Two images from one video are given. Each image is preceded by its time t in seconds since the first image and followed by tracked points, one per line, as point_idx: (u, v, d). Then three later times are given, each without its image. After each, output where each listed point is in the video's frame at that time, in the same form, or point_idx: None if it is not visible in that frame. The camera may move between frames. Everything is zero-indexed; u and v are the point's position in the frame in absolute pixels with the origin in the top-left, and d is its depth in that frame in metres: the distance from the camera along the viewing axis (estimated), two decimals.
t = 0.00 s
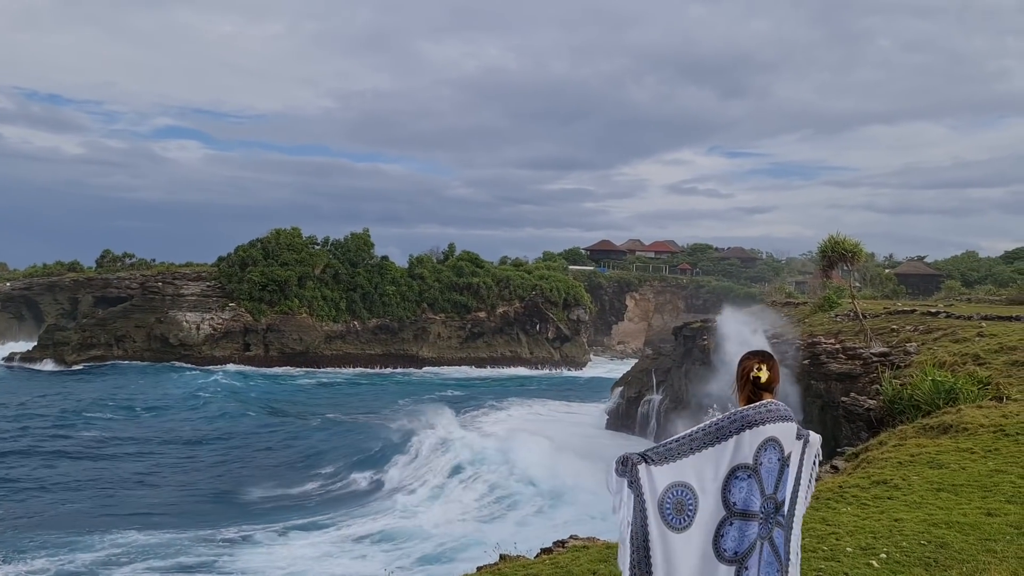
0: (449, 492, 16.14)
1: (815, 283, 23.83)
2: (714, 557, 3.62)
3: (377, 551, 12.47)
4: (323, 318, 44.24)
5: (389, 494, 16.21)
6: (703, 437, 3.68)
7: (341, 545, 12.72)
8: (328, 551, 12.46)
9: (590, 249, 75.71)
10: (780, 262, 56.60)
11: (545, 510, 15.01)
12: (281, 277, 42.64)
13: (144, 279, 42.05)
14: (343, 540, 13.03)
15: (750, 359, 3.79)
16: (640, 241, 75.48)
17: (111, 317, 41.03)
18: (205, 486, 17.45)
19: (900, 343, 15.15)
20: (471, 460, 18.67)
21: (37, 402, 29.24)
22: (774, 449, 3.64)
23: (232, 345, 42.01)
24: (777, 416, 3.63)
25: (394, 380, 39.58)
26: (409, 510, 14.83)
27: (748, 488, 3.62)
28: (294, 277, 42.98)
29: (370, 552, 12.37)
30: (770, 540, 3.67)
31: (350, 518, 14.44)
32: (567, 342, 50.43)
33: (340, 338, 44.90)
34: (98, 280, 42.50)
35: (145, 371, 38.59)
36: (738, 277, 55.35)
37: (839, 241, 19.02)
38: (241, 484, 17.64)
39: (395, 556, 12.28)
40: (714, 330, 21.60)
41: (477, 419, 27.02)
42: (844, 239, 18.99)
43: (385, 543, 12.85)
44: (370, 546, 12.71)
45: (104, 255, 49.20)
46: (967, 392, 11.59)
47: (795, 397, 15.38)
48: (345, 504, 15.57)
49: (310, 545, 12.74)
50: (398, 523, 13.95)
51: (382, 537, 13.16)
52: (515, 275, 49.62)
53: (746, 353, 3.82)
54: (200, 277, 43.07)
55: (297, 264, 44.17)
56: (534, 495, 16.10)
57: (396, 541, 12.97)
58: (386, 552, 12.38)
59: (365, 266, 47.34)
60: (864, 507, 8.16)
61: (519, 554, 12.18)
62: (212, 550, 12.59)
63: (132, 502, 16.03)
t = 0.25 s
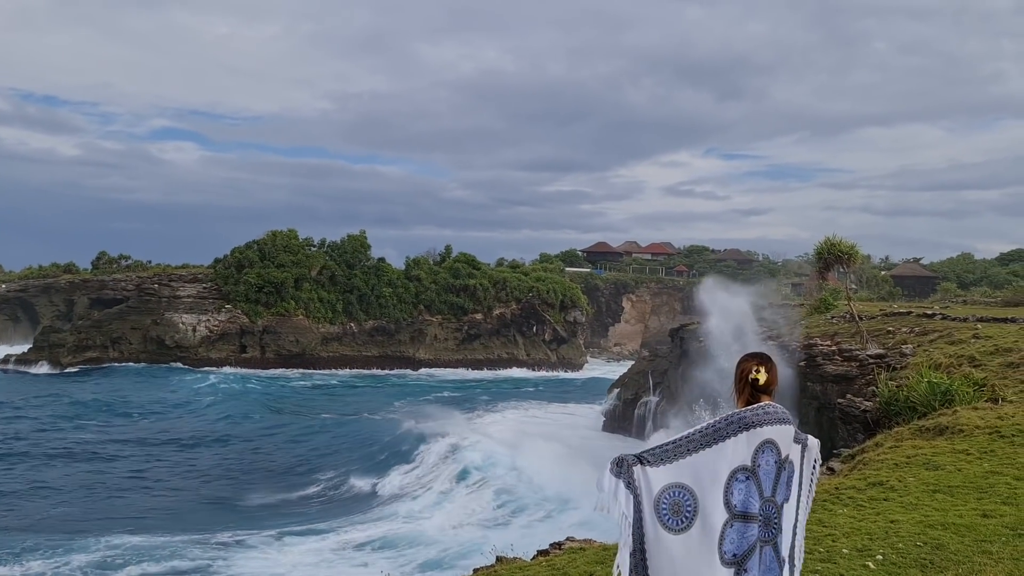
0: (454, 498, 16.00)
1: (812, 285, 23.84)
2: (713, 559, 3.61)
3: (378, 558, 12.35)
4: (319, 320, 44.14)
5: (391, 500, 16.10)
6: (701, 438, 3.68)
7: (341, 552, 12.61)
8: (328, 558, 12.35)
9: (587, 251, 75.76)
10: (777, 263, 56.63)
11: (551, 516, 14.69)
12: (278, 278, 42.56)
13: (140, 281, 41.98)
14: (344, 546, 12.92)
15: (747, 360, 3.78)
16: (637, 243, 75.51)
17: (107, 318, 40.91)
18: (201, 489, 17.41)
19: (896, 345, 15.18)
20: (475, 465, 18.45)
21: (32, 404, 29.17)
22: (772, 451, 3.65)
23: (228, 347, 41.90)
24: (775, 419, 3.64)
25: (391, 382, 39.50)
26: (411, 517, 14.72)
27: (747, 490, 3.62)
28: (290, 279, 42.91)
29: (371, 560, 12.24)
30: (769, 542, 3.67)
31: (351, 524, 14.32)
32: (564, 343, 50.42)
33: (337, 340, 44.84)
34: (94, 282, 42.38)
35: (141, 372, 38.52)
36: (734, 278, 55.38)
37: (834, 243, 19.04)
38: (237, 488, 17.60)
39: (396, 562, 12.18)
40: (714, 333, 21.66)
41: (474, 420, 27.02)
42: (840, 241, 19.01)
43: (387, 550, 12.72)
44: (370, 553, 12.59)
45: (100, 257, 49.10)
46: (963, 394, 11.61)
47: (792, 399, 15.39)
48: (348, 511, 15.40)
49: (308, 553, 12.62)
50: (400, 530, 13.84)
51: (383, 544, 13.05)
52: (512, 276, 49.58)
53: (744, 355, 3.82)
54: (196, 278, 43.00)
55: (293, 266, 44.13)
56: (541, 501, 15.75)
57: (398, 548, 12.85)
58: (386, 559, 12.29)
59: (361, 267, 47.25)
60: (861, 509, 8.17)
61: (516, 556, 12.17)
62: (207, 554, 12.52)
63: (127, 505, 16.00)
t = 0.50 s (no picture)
0: (458, 505, 15.76)
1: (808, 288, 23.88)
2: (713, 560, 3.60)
3: (380, 564, 12.28)
4: (315, 322, 44.06)
5: (391, 505, 16.04)
6: (697, 439, 3.67)
7: (340, 559, 12.54)
8: (327, 565, 12.28)
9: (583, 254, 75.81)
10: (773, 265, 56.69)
11: (555, 522, 14.51)
12: (273, 281, 42.47)
13: (135, 284, 41.87)
14: (342, 552, 12.86)
15: (741, 363, 3.79)
16: (633, 246, 75.58)
17: (101, 321, 40.75)
18: (196, 494, 17.36)
19: (892, 347, 15.22)
20: (481, 472, 18.10)
21: (26, 407, 29.05)
22: (769, 454, 3.67)
23: (224, 349, 41.76)
24: (771, 421, 3.67)
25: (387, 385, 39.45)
26: (411, 523, 14.65)
27: (745, 491, 3.62)
28: (286, 282, 42.86)
29: (372, 567, 12.16)
30: (767, 544, 3.68)
31: (351, 531, 14.24)
32: (560, 346, 50.42)
33: (333, 343, 44.85)
34: (89, 285, 42.22)
35: (136, 375, 38.43)
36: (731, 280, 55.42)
37: (830, 245, 19.09)
38: (232, 492, 17.55)
39: (397, 568, 12.13)
40: (713, 337, 21.73)
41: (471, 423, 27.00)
42: (835, 243, 19.06)
43: (388, 557, 12.64)
44: (370, 559, 12.54)
45: (95, 260, 48.96)
46: (958, 396, 11.64)
47: (788, 402, 15.42)
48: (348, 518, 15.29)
49: (305, 560, 12.54)
50: (401, 535, 13.79)
51: (383, 550, 12.98)
52: (508, 279, 49.52)
53: (739, 358, 3.82)
54: (191, 281, 42.90)
55: (289, 268, 44.10)
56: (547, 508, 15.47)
57: (400, 554, 12.78)
58: (388, 565, 12.22)
59: (358, 270, 47.11)
60: (856, 511, 8.18)
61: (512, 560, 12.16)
62: (203, 559, 12.45)
63: (122, 509, 15.94)
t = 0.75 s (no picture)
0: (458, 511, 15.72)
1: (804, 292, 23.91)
2: (708, 563, 3.58)
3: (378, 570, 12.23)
4: (311, 326, 44.04)
5: (389, 511, 15.98)
6: (690, 442, 3.68)
7: (337, 565, 12.50)
8: (324, 570, 12.24)
9: (580, 257, 75.90)
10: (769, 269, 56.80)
11: (559, 527, 14.45)
12: (270, 285, 42.31)
13: (131, 287, 41.69)
14: (340, 558, 12.82)
15: (736, 367, 3.81)
16: (630, 248, 75.64)
17: (97, 325, 40.61)
18: (191, 499, 17.31)
19: (888, 350, 15.25)
20: (484, 481, 17.92)
21: (22, 412, 28.95)
22: (765, 457, 3.66)
23: (220, 353, 41.67)
24: (765, 424, 3.67)
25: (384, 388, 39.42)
26: (410, 529, 14.61)
27: (740, 494, 3.61)
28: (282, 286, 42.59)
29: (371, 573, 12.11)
30: (767, 548, 3.64)
31: (349, 536, 14.19)
32: (557, 349, 50.49)
33: (329, 346, 44.90)
34: (85, 289, 42.00)
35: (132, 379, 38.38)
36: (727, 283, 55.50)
37: (826, 248, 19.11)
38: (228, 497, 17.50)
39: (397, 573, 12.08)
40: (707, 339, 21.71)
41: (467, 427, 26.99)
42: (831, 246, 19.08)
43: (387, 563, 12.60)
44: (368, 565, 12.50)
45: (91, 263, 48.83)
46: (954, 399, 11.65)
47: (784, 405, 15.43)
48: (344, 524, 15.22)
49: (303, 565, 12.48)
50: (400, 540, 13.77)
51: (381, 555, 12.95)
52: (505, 282, 49.49)
53: (733, 363, 3.84)
54: (188, 285, 42.77)
55: (285, 272, 43.81)
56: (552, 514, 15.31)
57: (399, 559, 12.75)
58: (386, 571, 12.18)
59: (354, 273, 46.97)
60: (852, 514, 8.19)
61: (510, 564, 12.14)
62: (198, 565, 12.41)
63: (116, 514, 15.88)
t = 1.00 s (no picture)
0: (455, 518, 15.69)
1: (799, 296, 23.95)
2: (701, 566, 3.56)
3: None
4: (306, 330, 43.99)
5: (387, 517, 15.95)
6: (682, 446, 3.71)
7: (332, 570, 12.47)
8: None
9: (576, 261, 75.96)
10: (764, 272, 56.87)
11: (556, 533, 14.47)
12: (265, 289, 42.23)
13: (126, 291, 41.38)
14: (336, 563, 12.79)
15: (729, 372, 3.83)
16: (626, 252, 75.71)
17: (92, 330, 40.50)
18: (185, 504, 17.27)
19: (882, 354, 15.29)
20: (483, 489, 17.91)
21: (15, 417, 28.84)
22: (760, 461, 3.65)
23: (216, 357, 41.58)
24: (758, 428, 3.66)
25: (379, 392, 39.39)
26: (407, 534, 14.58)
27: (734, 497, 3.61)
28: (277, 290, 42.58)
29: None
30: (766, 554, 3.59)
31: (346, 542, 14.17)
32: (552, 353, 50.50)
33: (325, 351, 44.81)
34: (79, 293, 41.76)
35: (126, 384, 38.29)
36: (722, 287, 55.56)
37: (820, 252, 19.16)
38: (223, 502, 17.47)
39: None
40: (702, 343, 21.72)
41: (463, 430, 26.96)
42: (826, 250, 19.13)
43: (384, 568, 12.57)
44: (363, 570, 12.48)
45: (86, 267, 48.71)
46: (948, 403, 11.67)
47: (779, 409, 15.46)
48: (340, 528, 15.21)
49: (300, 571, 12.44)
50: (397, 546, 13.75)
51: (377, 561, 12.92)
52: (500, 286, 49.46)
53: (727, 368, 3.86)
54: (183, 289, 42.66)
55: (280, 276, 43.70)
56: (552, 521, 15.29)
57: (394, 565, 12.72)
58: None
59: (349, 277, 46.85)
60: (847, 518, 8.20)
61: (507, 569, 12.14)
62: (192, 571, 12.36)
63: (110, 519, 15.83)
